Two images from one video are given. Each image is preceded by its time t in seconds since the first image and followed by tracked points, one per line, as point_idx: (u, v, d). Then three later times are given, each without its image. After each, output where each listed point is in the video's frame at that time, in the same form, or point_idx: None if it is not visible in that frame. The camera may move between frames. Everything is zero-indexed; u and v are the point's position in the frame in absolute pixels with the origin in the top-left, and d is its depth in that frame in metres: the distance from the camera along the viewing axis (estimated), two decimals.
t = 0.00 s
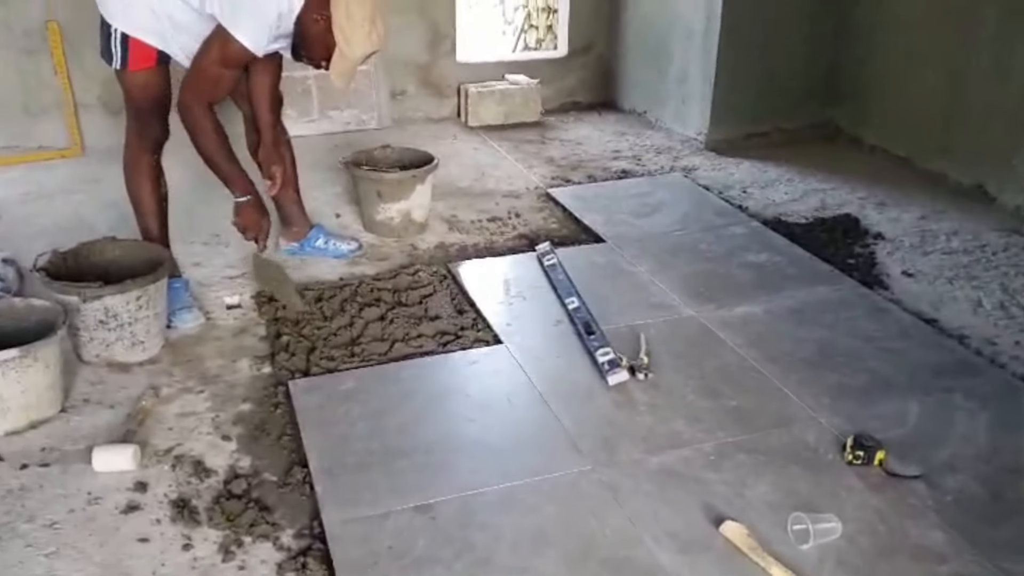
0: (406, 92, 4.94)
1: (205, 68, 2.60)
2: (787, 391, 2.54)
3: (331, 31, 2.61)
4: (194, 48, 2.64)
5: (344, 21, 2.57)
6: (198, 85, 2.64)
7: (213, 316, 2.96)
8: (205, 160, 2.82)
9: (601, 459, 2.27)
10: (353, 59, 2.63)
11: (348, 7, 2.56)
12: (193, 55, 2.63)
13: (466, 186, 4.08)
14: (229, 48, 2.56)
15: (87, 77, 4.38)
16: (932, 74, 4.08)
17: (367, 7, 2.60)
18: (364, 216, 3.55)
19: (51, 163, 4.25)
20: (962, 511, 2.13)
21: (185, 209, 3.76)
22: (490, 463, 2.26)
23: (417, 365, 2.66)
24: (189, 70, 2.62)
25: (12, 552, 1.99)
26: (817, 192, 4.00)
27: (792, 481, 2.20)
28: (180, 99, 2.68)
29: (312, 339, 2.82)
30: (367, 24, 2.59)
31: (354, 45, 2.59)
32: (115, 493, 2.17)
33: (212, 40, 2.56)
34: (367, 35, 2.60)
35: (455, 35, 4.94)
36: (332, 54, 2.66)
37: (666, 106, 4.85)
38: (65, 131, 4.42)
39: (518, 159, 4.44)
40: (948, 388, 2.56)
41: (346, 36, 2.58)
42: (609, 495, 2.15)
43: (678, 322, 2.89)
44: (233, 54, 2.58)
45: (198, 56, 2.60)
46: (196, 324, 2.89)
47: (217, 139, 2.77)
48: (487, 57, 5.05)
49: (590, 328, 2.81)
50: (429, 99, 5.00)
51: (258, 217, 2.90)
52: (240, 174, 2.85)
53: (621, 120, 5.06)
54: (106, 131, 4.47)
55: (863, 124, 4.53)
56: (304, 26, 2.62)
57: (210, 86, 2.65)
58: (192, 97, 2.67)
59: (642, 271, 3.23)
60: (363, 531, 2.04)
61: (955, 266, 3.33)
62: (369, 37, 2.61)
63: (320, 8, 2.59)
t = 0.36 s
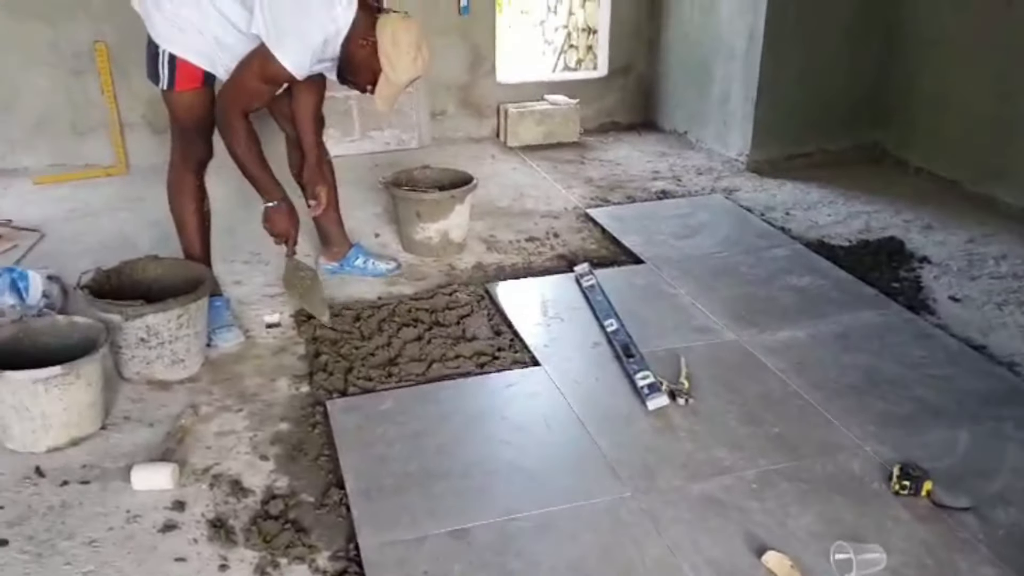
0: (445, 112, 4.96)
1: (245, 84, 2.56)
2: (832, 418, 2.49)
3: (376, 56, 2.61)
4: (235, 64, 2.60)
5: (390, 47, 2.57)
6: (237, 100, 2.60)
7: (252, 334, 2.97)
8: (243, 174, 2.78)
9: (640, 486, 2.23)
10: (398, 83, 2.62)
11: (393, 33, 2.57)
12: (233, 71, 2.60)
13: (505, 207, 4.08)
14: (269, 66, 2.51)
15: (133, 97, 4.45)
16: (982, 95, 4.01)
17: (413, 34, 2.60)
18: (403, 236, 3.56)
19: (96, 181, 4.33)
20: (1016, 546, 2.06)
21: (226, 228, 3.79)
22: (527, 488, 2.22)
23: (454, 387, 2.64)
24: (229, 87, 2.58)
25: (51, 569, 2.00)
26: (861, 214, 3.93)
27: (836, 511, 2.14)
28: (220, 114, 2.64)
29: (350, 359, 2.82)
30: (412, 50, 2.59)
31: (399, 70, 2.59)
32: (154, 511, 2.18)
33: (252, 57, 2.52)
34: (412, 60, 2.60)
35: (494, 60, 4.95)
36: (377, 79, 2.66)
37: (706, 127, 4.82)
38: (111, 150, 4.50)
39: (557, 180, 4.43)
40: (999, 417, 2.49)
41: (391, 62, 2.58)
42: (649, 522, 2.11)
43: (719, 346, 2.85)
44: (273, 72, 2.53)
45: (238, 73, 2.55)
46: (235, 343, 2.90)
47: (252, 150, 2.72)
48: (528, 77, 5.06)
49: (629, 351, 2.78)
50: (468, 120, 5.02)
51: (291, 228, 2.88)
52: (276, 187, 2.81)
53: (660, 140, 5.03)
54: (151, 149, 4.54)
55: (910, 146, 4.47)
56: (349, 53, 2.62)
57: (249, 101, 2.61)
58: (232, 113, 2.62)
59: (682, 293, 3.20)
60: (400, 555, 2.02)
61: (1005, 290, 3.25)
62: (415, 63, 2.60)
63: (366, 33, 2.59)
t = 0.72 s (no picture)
0: (469, 133, 4.99)
1: (272, 100, 2.58)
2: (853, 445, 2.46)
3: (403, 75, 2.63)
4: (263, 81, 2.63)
5: (416, 66, 2.60)
6: (265, 116, 2.63)
7: (273, 351, 2.98)
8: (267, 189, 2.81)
9: (658, 510, 2.21)
10: (425, 102, 2.64)
11: (421, 53, 2.60)
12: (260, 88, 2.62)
13: (527, 227, 4.08)
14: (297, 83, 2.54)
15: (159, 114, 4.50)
16: (1007, 122, 3.98)
17: (440, 53, 2.62)
18: (425, 255, 3.56)
19: (121, 196, 4.37)
20: None
21: (249, 244, 3.82)
22: (544, 510, 2.21)
23: (473, 407, 2.64)
24: (257, 103, 2.61)
25: None
26: (884, 240, 3.91)
27: (856, 539, 2.12)
28: (246, 129, 2.67)
29: (370, 378, 2.82)
30: (438, 70, 2.61)
31: (426, 88, 2.61)
32: (171, 527, 2.18)
33: (280, 75, 2.54)
34: (439, 78, 2.62)
35: (518, 79, 4.96)
36: (404, 98, 2.67)
37: (729, 150, 4.81)
38: (136, 165, 4.54)
39: (579, 201, 4.43)
40: (1022, 448, 2.45)
41: (418, 81, 2.60)
42: (666, 547, 2.09)
43: (740, 371, 2.83)
44: (300, 89, 2.55)
45: (266, 89, 2.58)
46: (256, 359, 2.91)
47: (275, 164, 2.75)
48: (552, 99, 5.11)
49: (649, 374, 2.76)
50: (491, 141, 5.04)
51: (307, 239, 2.88)
52: (296, 202, 2.82)
53: (683, 163, 5.03)
54: (176, 166, 4.58)
55: (934, 173, 4.44)
56: (377, 72, 2.64)
57: (277, 116, 2.64)
58: (259, 128, 2.66)
59: (703, 317, 3.18)
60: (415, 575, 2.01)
61: None
62: (441, 81, 2.62)
63: (394, 53, 2.62)
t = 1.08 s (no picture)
0: (473, 137, 5.00)
1: (277, 103, 2.58)
2: (856, 447, 2.46)
3: (405, 75, 2.62)
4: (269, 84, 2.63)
5: (416, 65, 2.59)
6: (270, 119, 2.63)
7: (277, 355, 2.98)
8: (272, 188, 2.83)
9: (661, 512, 2.21)
10: (427, 102, 2.63)
11: (421, 52, 2.59)
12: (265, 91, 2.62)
13: (531, 231, 4.09)
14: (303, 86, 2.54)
15: (163, 118, 4.51)
16: (1009, 125, 3.98)
17: (441, 53, 2.61)
18: (429, 259, 3.57)
19: (125, 201, 4.38)
20: None
21: (253, 248, 3.82)
22: (548, 512, 2.21)
23: (477, 410, 2.64)
24: (263, 106, 2.61)
25: None
26: (887, 244, 3.91)
27: (859, 541, 2.11)
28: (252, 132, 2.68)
29: (374, 381, 2.82)
30: (438, 69, 2.60)
31: (427, 87, 2.60)
32: (175, 530, 2.18)
33: (285, 78, 2.54)
34: (441, 77, 2.61)
35: (522, 83, 4.97)
36: (407, 99, 2.67)
37: (733, 154, 4.82)
38: (140, 170, 4.55)
39: (583, 205, 4.44)
40: None
41: (419, 81, 2.60)
42: (669, 549, 2.09)
43: (744, 374, 2.83)
44: (306, 92, 2.55)
45: (272, 93, 2.58)
46: (260, 363, 2.92)
47: (282, 167, 2.78)
48: (553, 102, 5.18)
49: (653, 377, 2.76)
50: (495, 145, 5.05)
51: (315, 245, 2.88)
52: (305, 205, 2.84)
53: (686, 167, 5.03)
54: (180, 170, 4.59)
55: (936, 177, 4.45)
56: (380, 73, 2.64)
57: (283, 119, 2.64)
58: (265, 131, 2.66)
59: (707, 320, 3.19)
60: None
61: None
62: (442, 79, 2.61)
63: (395, 53, 2.62)
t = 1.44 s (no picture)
0: (473, 140, 5.00)
1: (276, 102, 2.60)
2: (856, 450, 2.46)
3: (401, 75, 2.62)
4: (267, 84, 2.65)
5: (412, 63, 2.59)
6: (270, 119, 2.65)
7: (277, 357, 2.99)
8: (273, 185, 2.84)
9: (662, 514, 2.21)
10: (426, 100, 2.64)
11: (417, 49, 2.59)
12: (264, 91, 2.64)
13: (531, 234, 4.09)
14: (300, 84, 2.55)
15: (164, 121, 4.52)
16: (1009, 128, 3.99)
17: (437, 49, 2.61)
18: (429, 261, 3.57)
19: (126, 203, 4.39)
20: None
21: (254, 251, 3.83)
22: (548, 514, 2.22)
23: (478, 412, 2.64)
24: (262, 106, 2.62)
25: None
26: (888, 246, 3.91)
27: (859, 544, 2.12)
28: (252, 130, 2.69)
29: (374, 383, 2.82)
30: (436, 66, 2.60)
31: (424, 85, 2.61)
32: (176, 532, 2.18)
33: (282, 77, 2.55)
34: (437, 74, 2.60)
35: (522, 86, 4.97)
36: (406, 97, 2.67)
37: (733, 157, 4.82)
38: (141, 172, 4.56)
39: (583, 208, 4.44)
40: None
41: (417, 80, 2.60)
42: (670, 552, 2.09)
43: (744, 377, 2.83)
44: (302, 92, 2.57)
45: (270, 91, 2.60)
46: (261, 365, 2.92)
47: (286, 167, 2.81)
48: (553, 106, 5.16)
49: (653, 380, 2.76)
50: (496, 147, 5.05)
51: (318, 240, 2.94)
52: (308, 203, 2.88)
53: (686, 170, 5.04)
54: (181, 173, 4.60)
55: (936, 179, 4.45)
56: (377, 73, 2.63)
57: (281, 120, 2.65)
58: (264, 130, 2.68)
59: (707, 322, 3.19)
60: None
61: None
62: (439, 75, 2.61)
63: (391, 52, 2.60)
